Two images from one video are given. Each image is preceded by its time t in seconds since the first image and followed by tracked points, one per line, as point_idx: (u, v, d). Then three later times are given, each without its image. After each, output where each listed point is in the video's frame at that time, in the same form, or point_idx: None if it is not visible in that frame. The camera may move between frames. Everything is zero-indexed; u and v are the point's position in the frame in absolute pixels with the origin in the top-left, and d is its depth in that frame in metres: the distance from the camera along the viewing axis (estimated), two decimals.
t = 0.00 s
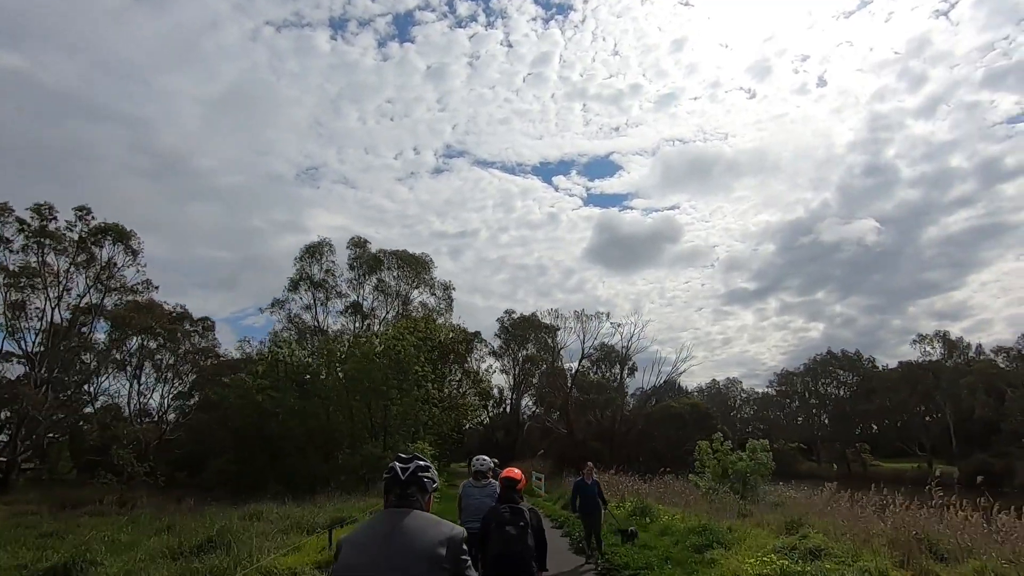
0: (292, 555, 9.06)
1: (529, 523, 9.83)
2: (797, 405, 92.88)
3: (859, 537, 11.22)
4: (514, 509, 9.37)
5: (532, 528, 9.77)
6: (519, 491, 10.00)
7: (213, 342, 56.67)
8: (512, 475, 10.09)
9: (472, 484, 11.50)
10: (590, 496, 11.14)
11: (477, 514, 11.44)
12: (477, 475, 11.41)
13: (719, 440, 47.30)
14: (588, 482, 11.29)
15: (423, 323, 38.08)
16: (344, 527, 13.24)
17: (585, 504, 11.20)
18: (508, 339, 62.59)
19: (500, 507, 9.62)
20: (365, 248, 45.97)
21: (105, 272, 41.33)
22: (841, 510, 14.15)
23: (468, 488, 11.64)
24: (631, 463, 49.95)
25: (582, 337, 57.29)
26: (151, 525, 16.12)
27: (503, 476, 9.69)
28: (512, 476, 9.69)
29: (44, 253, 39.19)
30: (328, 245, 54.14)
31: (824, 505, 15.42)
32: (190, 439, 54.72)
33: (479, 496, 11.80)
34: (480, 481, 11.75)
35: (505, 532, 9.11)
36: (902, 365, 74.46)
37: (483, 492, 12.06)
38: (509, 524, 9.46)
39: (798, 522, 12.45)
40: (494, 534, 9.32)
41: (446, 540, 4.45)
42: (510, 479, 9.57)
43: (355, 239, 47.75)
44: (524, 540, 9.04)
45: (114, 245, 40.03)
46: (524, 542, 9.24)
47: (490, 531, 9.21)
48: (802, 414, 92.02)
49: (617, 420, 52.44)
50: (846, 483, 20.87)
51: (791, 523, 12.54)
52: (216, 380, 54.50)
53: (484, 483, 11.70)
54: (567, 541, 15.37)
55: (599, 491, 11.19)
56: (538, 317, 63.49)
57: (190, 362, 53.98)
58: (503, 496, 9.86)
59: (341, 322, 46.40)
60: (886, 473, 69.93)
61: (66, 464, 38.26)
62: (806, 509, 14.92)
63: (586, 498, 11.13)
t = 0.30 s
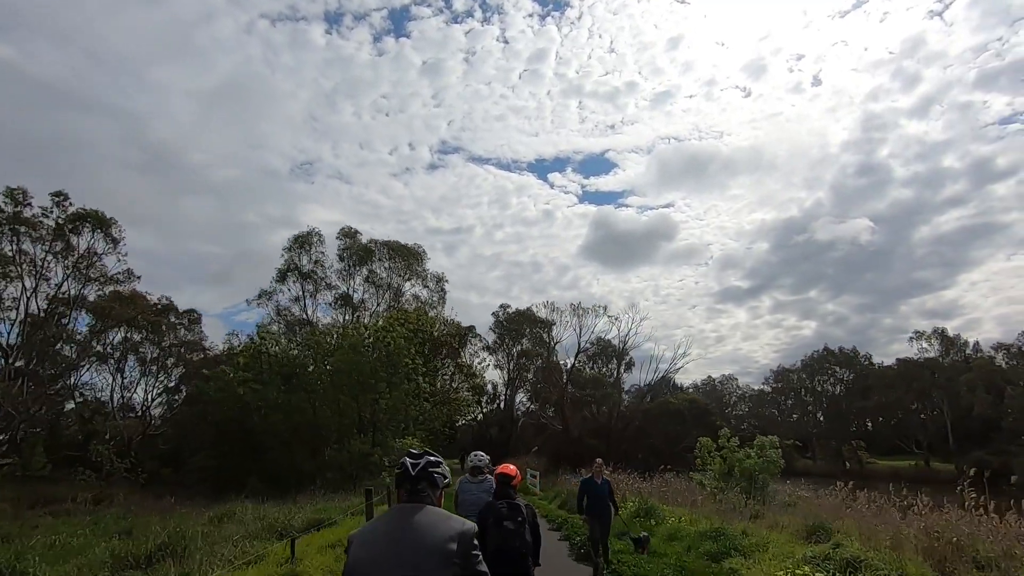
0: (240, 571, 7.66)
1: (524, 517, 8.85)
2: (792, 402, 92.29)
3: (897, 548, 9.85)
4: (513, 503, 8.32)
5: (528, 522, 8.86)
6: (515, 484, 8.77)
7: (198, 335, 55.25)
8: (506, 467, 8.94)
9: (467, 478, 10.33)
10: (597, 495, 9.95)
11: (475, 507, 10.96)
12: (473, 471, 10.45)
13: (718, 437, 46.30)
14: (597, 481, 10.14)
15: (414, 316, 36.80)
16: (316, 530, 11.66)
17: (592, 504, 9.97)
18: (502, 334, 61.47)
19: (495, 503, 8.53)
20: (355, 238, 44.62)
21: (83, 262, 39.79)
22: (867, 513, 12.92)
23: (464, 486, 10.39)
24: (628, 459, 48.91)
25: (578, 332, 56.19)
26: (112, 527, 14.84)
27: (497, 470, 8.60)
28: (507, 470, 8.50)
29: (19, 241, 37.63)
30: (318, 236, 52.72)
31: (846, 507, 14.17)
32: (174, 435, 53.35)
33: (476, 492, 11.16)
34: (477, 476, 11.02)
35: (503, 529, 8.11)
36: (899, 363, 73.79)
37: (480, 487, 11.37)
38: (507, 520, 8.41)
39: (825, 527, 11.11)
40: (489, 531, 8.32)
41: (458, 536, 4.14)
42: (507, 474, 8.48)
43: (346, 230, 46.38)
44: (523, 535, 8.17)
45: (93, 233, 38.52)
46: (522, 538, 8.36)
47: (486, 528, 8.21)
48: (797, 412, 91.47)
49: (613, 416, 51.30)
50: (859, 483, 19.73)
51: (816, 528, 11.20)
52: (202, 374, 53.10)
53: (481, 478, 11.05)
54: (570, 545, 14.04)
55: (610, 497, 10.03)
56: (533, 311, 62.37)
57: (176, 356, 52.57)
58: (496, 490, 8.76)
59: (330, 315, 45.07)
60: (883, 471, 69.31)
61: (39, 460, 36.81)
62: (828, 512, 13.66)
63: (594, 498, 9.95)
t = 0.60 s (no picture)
0: None
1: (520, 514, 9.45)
2: (791, 401, 91.46)
3: (948, 563, 8.74)
4: (509, 498, 9.03)
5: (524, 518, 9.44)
6: (511, 481, 9.60)
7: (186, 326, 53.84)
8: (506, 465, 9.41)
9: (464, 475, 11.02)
10: (609, 501, 8.92)
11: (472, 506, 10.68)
12: (469, 467, 10.67)
13: (720, 434, 45.36)
14: (607, 485, 9.12)
15: (408, 307, 35.54)
16: (290, 535, 10.19)
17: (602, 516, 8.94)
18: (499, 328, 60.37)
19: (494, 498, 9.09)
20: (348, 228, 43.31)
21: (66, 251, 38.47)
22: (901, 520, 11.75)
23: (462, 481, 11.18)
24: (627, 457, 47.89)
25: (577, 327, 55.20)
26: (72, 526, 13.72)
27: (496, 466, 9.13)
28: (505, 466, 9.27)
29: None
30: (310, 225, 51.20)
31: (876, 513, 12.94)
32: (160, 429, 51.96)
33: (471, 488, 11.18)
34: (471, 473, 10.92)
35: (499, 523, 8.78)
36: (901, 361, 72.90)
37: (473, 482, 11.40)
38: (503, 515, 9.05)
39: (859, 537, 9.93)
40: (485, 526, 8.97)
41: (467, 531, 5.70)
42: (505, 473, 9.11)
43: (339, 219, 45.11)
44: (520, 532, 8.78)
45: (75, 219, 37.12)
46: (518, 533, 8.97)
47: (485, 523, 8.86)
48: (795, 410, 90.76)
49: (612, 413, 50.34)
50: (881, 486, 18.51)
51: (849, 539, 10.02)
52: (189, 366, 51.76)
53: (476, 474, 10.99)
54: (574, 554, 12.56)
55: (625, 508, 8.96)
56: (531, 306, 61.27)
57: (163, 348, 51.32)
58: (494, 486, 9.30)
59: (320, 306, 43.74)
60: (883, 470, 68.65)
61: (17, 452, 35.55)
62: (856, 518, 12.47)
63: (604, 504, 8.92)
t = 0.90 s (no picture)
0: None
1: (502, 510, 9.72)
2: (782, 397, 91.13)
3: None
4: (492, 496, 9.23)
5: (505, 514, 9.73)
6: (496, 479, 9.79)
7: (167, 319, 52.13)
8: (490, 464, 9.56)
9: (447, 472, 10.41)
10: (612, 506, 7.85)
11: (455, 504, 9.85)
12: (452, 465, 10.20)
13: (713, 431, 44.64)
14: (609, 487, 8.00)
15: (395, 299, 34.25)
16: (245, 546, 8.99)
17: (603, 525, 7.86)
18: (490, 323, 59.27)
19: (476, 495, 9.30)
20: (334, 218, 41.91)
21: (36, 239, 36.80)
22: (926, 525, 10.79)
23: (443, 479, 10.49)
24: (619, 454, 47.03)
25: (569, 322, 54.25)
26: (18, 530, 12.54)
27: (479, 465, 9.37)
28: (489, 463, 9.50)
29: None
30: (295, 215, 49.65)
31: (899, 518, 11.73)
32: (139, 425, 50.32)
33: (455, 486, 10.30)
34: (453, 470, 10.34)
35: (482, 518, 9.04)
36: (893, 358, 72.48)
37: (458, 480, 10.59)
38: (486, 510, 9.28)
39: (890, 546, 8.94)
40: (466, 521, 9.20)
41: (451, 525, 6.07)
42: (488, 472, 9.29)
43: (324, 208, 43.69)
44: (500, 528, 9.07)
45: (44, 205, 35.39)
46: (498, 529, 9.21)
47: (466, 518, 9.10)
48: (786, 407, 90.50)
49: (605, 409, 49.51)
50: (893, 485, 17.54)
51: (879, 548, 9.00)
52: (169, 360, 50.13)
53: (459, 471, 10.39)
54: (572, 567, 11.52)
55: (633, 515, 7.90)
56: (522, 300, 60.17)
57: (142, 342, 49.57)
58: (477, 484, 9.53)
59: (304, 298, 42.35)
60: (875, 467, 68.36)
61: None
62: (881, 524, 11.24)
63: (606, 509, 7.83)
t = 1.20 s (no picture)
0: None
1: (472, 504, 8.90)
2: (758, 388, 91.96)
3: None
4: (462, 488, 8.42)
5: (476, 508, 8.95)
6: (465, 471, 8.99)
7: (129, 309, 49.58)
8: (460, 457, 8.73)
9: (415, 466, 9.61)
10: (614, 512, 6.75)
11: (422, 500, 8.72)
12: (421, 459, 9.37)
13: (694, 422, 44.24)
14: (613, 494, 6.92)
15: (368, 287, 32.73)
16: (178, 557, 7.93)
17: (603, 537, 6.76)
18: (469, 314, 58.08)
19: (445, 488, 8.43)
20: (304, 202, 40.04)
21: None
22: (941, 520, 10.00)
23: (410, 471, 9.73)
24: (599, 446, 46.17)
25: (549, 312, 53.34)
26: None
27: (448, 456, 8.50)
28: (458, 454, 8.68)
29: None
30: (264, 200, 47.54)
31: (907, 513, 10.89)
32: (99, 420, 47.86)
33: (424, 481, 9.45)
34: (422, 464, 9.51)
35: (450, 511, 8.08)
36: (867, 349, 73.44)
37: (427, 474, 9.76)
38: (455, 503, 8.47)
39: (911, 546, 8.18)
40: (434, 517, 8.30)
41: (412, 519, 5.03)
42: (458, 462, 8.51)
43: (294, 193, 41.78)
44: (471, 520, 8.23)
45: None
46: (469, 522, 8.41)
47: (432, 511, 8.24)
48: (762, 398, 91.36)
49: (585, 400, 48.79)
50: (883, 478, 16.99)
51: (899, 550, 8.20)
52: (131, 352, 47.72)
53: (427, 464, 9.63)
54: (556, 573, 10.51)
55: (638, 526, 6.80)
56: (501, 290, 59.05)
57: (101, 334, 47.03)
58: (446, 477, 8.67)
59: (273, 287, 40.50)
60: (849, 456, 69.23)
61: None
62: (889, 518, 10.50)
63: (606, 516, 6.74)
